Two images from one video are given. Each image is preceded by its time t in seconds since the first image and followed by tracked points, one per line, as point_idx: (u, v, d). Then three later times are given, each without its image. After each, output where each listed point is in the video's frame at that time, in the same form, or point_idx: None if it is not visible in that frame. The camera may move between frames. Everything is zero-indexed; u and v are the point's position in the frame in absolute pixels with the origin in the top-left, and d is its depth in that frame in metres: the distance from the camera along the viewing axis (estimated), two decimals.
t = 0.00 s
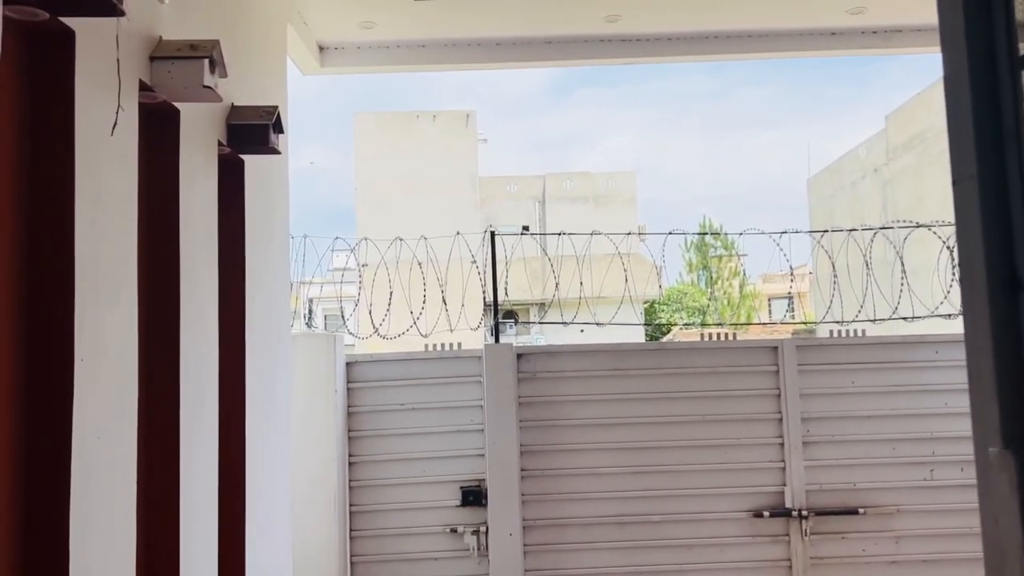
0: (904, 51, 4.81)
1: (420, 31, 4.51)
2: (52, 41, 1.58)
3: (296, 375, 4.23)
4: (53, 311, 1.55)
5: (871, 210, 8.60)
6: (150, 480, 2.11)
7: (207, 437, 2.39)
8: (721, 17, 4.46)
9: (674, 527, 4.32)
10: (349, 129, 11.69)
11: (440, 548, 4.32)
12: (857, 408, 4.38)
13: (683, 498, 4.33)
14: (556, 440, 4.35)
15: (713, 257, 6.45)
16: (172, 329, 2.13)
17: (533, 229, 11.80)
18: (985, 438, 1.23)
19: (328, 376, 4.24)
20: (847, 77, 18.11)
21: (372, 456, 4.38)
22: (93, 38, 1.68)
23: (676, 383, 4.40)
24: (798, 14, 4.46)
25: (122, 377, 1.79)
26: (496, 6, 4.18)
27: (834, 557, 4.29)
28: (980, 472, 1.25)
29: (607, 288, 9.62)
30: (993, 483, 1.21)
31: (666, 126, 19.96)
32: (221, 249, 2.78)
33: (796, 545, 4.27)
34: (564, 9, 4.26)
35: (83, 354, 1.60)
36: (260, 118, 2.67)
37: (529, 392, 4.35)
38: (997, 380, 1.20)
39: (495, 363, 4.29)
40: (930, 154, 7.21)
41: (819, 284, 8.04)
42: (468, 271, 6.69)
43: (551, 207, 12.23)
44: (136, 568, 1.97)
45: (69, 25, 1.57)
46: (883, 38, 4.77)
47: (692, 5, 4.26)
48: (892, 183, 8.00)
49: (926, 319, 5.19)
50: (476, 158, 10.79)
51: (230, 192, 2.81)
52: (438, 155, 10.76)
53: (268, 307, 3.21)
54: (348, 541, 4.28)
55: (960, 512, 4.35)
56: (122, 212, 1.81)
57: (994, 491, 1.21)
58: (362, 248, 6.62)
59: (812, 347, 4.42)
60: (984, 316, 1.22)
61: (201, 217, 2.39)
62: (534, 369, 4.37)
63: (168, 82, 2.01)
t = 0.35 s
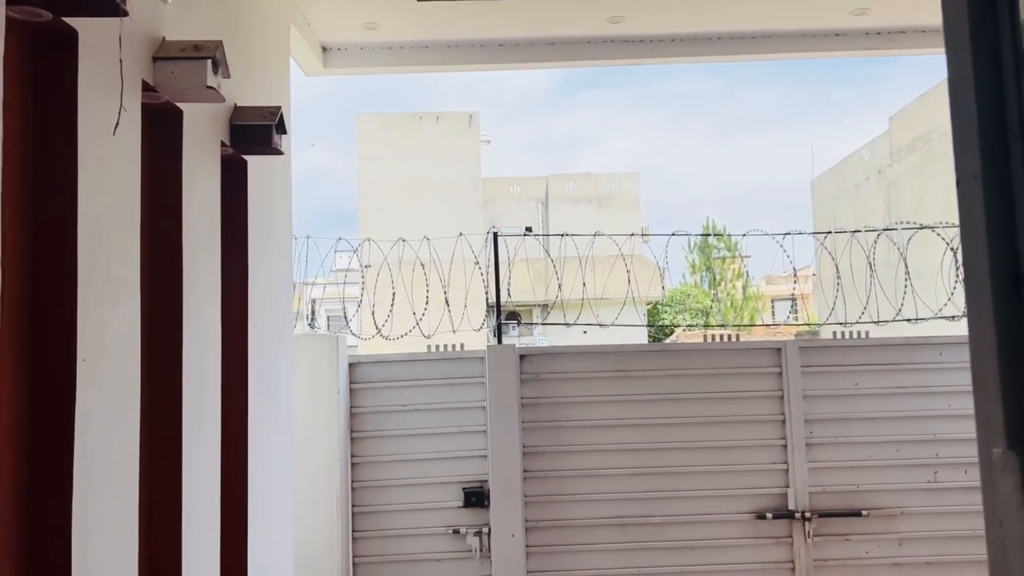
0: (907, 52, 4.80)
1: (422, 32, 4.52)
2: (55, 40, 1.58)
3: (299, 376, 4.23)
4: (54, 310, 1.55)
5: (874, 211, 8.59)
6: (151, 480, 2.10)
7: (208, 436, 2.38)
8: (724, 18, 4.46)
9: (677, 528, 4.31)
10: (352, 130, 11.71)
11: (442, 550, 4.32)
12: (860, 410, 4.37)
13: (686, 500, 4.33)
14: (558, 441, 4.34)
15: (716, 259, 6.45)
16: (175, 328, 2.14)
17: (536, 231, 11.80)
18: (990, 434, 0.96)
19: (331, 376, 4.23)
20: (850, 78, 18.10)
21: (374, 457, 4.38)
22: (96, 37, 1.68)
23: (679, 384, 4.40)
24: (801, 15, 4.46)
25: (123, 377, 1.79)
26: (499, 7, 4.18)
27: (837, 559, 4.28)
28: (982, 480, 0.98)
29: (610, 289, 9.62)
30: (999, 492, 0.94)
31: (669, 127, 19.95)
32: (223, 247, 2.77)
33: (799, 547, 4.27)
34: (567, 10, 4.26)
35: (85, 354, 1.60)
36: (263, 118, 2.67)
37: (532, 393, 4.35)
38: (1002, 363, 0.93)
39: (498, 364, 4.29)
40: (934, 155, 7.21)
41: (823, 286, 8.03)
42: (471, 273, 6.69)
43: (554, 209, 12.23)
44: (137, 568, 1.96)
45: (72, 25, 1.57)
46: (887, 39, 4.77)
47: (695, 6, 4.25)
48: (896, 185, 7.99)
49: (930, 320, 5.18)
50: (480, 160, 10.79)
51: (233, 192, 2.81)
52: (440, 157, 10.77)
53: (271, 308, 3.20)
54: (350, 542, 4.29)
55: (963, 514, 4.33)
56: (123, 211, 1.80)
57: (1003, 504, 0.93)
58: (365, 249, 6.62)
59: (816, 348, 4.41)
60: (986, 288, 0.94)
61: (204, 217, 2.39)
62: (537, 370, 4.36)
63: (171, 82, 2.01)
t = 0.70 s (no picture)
0: (909, 53, 4.80)
1: (425, 33, 4.52)
2: (62, 44, 1.58)
3: (303, 377, 4.24)
4: (62, 312, 1.56)
5: (877, 212, 8.59)
6: (156, 480, 2.11)
7: (213, 436, 2.38)
8: (726, 19, 4.46)
9: (680, 530, 4.31)
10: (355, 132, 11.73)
11: (446, 551, 4.32)
12: (863, 411, 4.37)
13: (689, 502, 4.33)
14: (561, 443, 4.34)
15: (719, 260, 6.45)
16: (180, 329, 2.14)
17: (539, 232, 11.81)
18: (994, 437, 0.96)
19: (334, 377, 4.23)
20: (852, 79, 18.09)
21: (377, 459, 4.39)
22: (101, 41, 1.69)
23: (682, 386, 4.40)
24: (804, 16, 4.46)
25: (129, 378, 1.80)
26: (502, 8, 4.18)
27: (841, 561, 4.28)
28: (988, 482, 0.98)
29: (613, 290, 9.62)
30: (1005, 497, 0.94)
31: (671, 128, 19.95)
32: (226, 247, 2.78)
33: (803, 549, 4.27)
34: (569, 12, 4.26)
35: (91, 355, 1.61)
36: (267, 121, 2.67)
37: (535, 394, 4.35)
38: (1007, 373, 0.92)
39: (501, 366, 4.29)
40: (937, 155, 7.19)
41: (826, 286, 8.03)
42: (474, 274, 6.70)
43: (556, 209, 12.23)
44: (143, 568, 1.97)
45: (78, 30, 1.57)
46: (890, 40, 4.76)
47: (698, 7, 4.26)
48: (899, 185, 7.98)
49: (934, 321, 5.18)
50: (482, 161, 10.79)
51: (237, 195, 2.81)
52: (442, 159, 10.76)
53: (275, 310, 3.21)
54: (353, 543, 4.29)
55: (967, 516, 4.33)
56: (129, 213, 1.81)
57: (1010, 510, 0.93)
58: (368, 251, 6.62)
59: (819, 350, 4.41)
60: (992, 299, 0.95)
61: (209, 219, 2.40)
62: (540, 372, 4.37)
63: (176, 85, 2.01)
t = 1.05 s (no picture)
0: (913, 52, 4.79)
1: (429, 34, 4.53)
2: (67, 45, 1.59)
3: (308, 378, 4.24)
4: (69, 312, 1.56)
5: (882, 212, 8.57)
6: (162, 481, 2.12)
7: (218, 437, 2.39)
8: (730, 19, 4.46)
9: (685, 531, 4.31)
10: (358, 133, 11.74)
11: (450, 552, 4.33)
12: (868, 411, 4.36)
13: (694, 503, 4.32)
14: (566, 443, 4.34)
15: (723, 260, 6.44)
16: (184, 330, 2.15)
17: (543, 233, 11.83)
18: (1001, 437, 0.96)
19: (338, 379, 4.23)
20: (856, 79, 18.07)
21: (382, 459, 4.39)
22: (107, 42, 1.69)
23: (686, 386, 4.39)
24: (807, 16, 4.46)
25: (135, 380, 1.80)
26: (503, 10, 4.20)
27: (845, 561, 4.28)
28: (994, 483, 0.98)
29: (617, 291, 9.62)
30: (1012, 496, 0.94)
31: (674, 129, 19.95)
32: (231, 248, 2.79)
33: (807, 548, 4.26)
34: (572, 12, 4.26)
35: (97, 356, 1.61)
36: (271, 122, 2.67)
37: (539, 395, 4.35)
38: (1014, 372, 0.92)
39: (505, 366, 4.29)
40: (942, 155, 7.17)
41: (830, 287, 8.01)
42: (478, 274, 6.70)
43: (560, 210, 12.24)
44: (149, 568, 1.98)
45: (84, 32, 1.58)
46: (894, 39, 4.76)
47: (701, 8, 4.26)
48: (903, 185, 7.97)
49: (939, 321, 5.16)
50: (485, 162, 10.79)
51: (241, 197, 2.82)
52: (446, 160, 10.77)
53: (280, 311, 3.21)
54: (358, 544, 4.30)
55: (973, 516, 4.31)
56: (135, 214, 1.82)
57: (1017, 509, 0.93)
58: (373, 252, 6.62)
59: (823, 349, 4.40)
60: (999, 297, 0.94)
61: (214, 220, 2.41)
62: (544, 372, 4.37)
63: (180, 86, 2.02)
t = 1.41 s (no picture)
0: (917, 51, 4.77)
1: (432, 35, 4.53)
2: (69, 46, 1.59)
3: (311, 379, 4.24)
4: (70, 311, 1.56)
5: (886, 212, 8.54)
6: (166, 482, 2.12)
7: (221, 438, 2.39)
8: (734, 19, 4.45)
9: (689, 532, 4.30)
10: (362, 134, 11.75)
11: (453, 553, 4.33)
12: (872, 411, 4.35)
13: (698, 503, 4.31)
14: (570, 444, 4.33)
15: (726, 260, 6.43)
16: (187, 332, 2.15)
17: (546, 233, 11.82)
18: (1002, 436, 0.96)
19: (342, 380, 4.23)
20: (860, 78, 18.04)
21: (386, 460, 4.39)
22: (108, 43, 1.69)
23: (690, 387, 4.38)
24: (810, 16, 4.45)
25: (137, 380, 1.80)
26: (505, 10, 4.20)
27: (850, 561, 4.26)
28: (996, 482, 0.98)
29: (620, 291, 9.62)
30: (1012, 498, 0.93)
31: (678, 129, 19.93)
32: (234, 248, 2.79)
33: (812, 549, 4.25)
34: (575, 12, 4.26)
35: (100, 357, 1.61)
36: (274, 123, 2.67)
37: (543, 395, 4.35)
38: (1014, 374, 0.92)
39: (509, 367, 4.29)
40: (947, 154, 7.15)
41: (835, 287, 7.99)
42: (481, 275, 6.70)
43: (563, 210, 12.23)
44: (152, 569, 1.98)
45: (85, 33, 1.58)
46: (897, 39, 4.74)
47: (704, 8, 4.26)
48: (907, 185, 7.95)
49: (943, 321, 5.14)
50: (489, 163, 10.79)
51: (244, 197, 2.82)
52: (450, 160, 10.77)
53: (283, 312, 3.21)
54: (362, 544, 4.30)
55: (978, 517, 4.30)
56: (137, 214, 1.82)
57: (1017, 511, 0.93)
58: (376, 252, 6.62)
59: (828, 349, 4.39)
60: (1000, 302, 0.94)
61: (217, 221, 2.41)
62: (548, 372, 4.36)
63: (182, 87, 2.02)
